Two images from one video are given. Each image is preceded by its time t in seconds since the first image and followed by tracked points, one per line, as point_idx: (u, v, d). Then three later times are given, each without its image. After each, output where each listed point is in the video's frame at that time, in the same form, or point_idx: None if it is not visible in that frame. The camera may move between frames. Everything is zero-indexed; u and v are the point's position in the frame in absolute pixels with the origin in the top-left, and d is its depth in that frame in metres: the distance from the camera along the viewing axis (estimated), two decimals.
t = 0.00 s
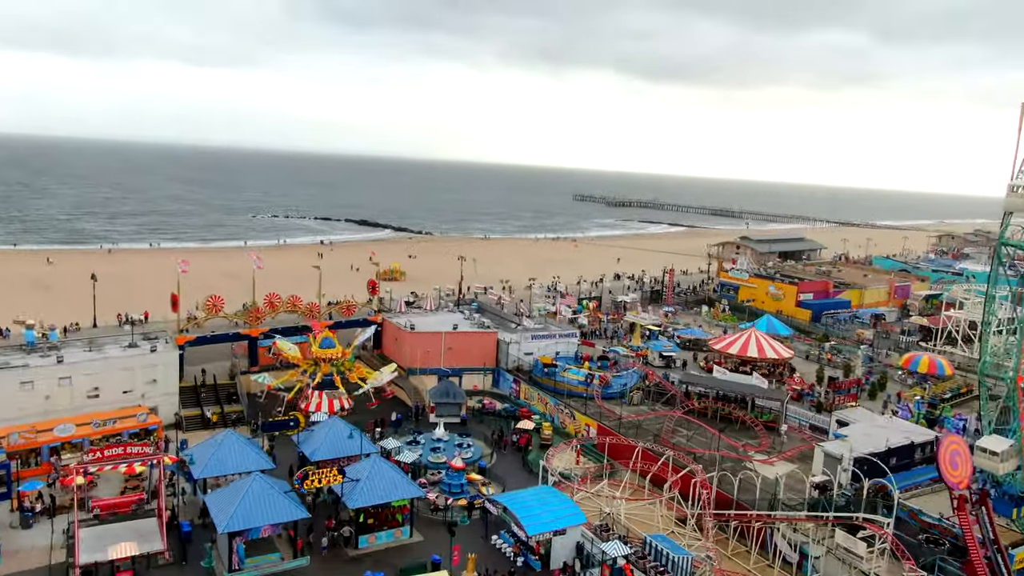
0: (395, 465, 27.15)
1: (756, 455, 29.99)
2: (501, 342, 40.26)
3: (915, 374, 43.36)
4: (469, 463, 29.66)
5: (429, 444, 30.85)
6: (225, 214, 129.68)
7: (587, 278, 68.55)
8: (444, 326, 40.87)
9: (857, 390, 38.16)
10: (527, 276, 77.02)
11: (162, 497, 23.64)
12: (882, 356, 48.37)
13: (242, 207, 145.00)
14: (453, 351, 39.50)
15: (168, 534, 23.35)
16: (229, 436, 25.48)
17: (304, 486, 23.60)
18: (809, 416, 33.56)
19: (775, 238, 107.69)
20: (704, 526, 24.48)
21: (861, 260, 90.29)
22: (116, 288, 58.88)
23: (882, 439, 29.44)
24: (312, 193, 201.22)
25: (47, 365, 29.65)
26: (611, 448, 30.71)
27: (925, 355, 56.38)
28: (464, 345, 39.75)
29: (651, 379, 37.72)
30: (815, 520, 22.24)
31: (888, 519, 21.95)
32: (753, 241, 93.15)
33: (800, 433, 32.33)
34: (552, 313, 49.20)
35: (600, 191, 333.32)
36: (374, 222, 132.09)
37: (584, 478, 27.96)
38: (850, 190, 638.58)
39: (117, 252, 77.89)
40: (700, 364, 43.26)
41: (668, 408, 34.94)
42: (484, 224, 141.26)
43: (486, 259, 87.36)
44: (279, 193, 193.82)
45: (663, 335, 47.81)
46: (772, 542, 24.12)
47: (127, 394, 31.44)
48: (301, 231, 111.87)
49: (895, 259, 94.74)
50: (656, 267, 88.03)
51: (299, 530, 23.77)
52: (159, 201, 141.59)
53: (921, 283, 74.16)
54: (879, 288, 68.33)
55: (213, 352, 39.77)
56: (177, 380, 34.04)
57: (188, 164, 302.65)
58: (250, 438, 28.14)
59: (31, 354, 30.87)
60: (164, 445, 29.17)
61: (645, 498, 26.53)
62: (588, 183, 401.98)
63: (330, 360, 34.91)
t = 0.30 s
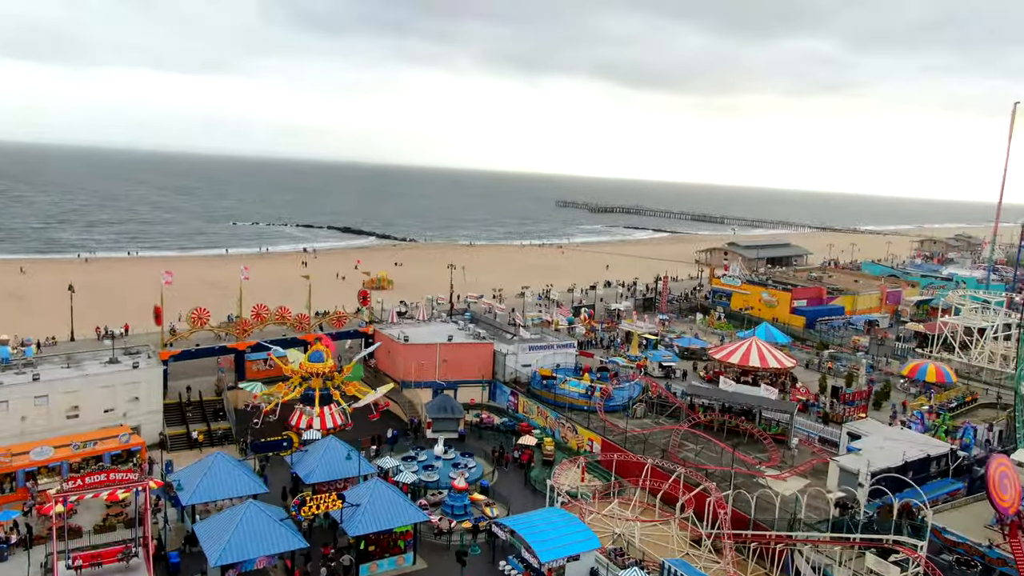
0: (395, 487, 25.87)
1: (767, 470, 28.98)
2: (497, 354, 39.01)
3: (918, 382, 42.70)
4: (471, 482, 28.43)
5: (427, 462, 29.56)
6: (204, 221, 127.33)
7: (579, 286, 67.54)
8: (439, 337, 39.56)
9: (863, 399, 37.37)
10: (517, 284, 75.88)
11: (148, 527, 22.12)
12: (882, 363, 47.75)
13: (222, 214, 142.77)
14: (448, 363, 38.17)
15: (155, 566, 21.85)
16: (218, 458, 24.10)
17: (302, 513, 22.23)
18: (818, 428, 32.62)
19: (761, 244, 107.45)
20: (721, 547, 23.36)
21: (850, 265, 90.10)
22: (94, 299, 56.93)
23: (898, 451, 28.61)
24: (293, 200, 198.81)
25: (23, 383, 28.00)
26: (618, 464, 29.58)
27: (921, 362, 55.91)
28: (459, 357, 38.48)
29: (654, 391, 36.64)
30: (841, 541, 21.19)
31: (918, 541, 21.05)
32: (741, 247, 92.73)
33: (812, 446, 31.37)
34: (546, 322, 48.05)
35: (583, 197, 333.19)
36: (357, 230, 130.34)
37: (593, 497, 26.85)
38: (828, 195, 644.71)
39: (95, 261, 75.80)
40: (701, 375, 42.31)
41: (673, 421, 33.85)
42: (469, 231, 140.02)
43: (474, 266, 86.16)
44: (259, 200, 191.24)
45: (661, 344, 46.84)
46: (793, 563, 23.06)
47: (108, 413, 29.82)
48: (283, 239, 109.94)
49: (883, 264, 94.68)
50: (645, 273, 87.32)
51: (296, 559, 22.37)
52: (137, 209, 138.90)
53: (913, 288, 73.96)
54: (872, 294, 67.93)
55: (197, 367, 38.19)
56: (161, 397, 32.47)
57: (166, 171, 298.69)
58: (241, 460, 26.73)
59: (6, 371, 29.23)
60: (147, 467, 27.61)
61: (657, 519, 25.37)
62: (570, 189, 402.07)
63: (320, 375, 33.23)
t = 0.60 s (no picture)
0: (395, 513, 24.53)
1: (780, 487, 27.93)
2: (494, 367, 37.71)
3: (921, 392, 41.98)
4: (474, 505, 27.14)
5: (427, 484, 28.24)
6: (184, 232, 124.97)
7: (570, 295, 66.43)
8: (433, 351, 38.19)
9: (870, 412, 36.50)
10: (506, 293, 74.66)
11: (132, 562, 20.62)
12: (882, 372, 47.02)
13: (201, 224, 140.39)
14: (443, 378, 36.81)
15: None
16: (208, 486, 22.71)
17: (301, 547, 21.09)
18: (829, 441, 31.65)
19: (748, 250, 107.09)
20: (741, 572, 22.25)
21: (838, 271, 89.83)
22: (71, 313, 54.98)
23: (915, 467, 27.68)
24: (274, 210, 196.37)
25: None
26: (626, 484, 28.38)
27: (918, 370, 55.35)
28: (454, 371, 37.13)
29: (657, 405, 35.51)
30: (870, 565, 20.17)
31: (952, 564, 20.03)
32: (729, 254, 92.23)
33: (824, 461, 30.40)
34: (541, 333, 46.88)
35: (565, 205, 332.97)
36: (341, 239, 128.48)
37: (602, 518, 25.65)
38: (807, 202, 651.06)
39: (72, 273, 73.66)
40: (701, 387, 41.31)
41: (679, 437, 32.71)
42: (454, 240, 138.70)
43: (462, 276, 84.90)
44: (239, 210, 188.66)
45: (658, 355, 45.78)
46: None
47: (87, 436, 28.20)
48: (265, 249, 107.99)
49: (871, 270, 94.50)
50: (634, 281, 86.46)
51: None
52: (114, 220, 136.18)
53: (903, 294, 73.58)
54: (864, 301, 67.44)
55: (179, 385, 36.52)
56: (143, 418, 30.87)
57: (144, 181, 294.60)
58: (231, 486, 25.29)
59: None
60: (130, 494, 26.03)
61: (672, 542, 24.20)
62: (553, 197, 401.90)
63: (310, 393, 31.85)
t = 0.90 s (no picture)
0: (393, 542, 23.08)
1: (792, 506, 26.84)
2: (488, 382, 36.37)
3: (922, 401, 41.28)
4: (474, 529, 25.77)
5: (424, 508, 26.81)
6: (161, 242, 122.33)
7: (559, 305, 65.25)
8: (424, 364, 36.76)
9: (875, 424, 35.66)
10: (493, 303, 73.36)
11: None
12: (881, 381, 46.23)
13: (179, 235, 137.66)
14: (435, 394, 35.40)
15: None
16: (191, 515, 21.16)
17: None
18: (838, 456, 30.66)
19: (734, 257, 106.73)
20: None
21: (824, 278, 89.56)
22: (44, 328, 52.88)
23: (932, 482, 26.74)
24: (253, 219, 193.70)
25: None
26: (633, 504, 27.14)
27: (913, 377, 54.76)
28: (448, 386, 35.72)
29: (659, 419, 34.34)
30: None
31: None
32: (716, 262, 91.62)
33: (835, 477, 29.40)
34: (534, 345, 45.61)
35: (546, 212, 332.31)
36: (322, 249, 126.52)
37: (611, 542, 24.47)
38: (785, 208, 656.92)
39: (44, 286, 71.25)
40: (700, 398, 40.29)
41: (683, 453, 31.51)
42: (437, 248, 137.26)
43: (448, 285, 83.48)
44: (217, 219, 185.84)
45: (655, 366, 44.68)
46: None
47: (61, 461, 26.47)
48: (245, 259, 105.84)
49: (857, 276, 94.33)
50: (621, 289, 85.52)
51: None
52: (89, 230, 133.17)
53: (893, 300, 73.24)
54: (855, 307, 66.88)
55: (158, 404, 34.77)
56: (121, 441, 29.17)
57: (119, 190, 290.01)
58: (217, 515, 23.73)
59: None
60: (107, 524, 24.36)
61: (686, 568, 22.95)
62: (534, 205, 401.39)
63: (301, 411, 30.30)
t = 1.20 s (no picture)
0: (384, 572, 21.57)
1: (798, 524, 25.76)
2: (477, 395, 34.97)
3: (916, 410, 40.62)
4: (468, 555, 24.33)
5: (413, 532, 25.29)
6: (132, 252, 119.39)
7: (544, 314, 64.05)
8: (410, 378, 35.28)
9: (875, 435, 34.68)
10: (475, 312, 72.00)
11: None
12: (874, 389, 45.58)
13: (150, 244, 134.56)
14: (423, 409, 33.91)
15: None
16: (164, 548, 19.55)
17: None
18: (842, 469, 29.69)
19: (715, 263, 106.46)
20: None
21: (807, 284, 89.42)
22: (8, 342, 50.59)
23: (942, 498, 25.78)
24: (227, 228, 190.59)
25: None
26: (635, 525, 25.89)
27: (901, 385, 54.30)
28: (435, 401, 34.23)
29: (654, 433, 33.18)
30: None
31: None
32: (698, 269, 91.12)
33: (840, 492, 28.45)
34: (522, 356, 44.31)
35: (524, 220, 331.83)
36: (298, 258, 124.18)
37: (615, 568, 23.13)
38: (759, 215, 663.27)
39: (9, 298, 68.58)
40: (694, 410, 39.18)
41: (681, 469, 30.34)
42: (415, 256, 135.67)
43: (428, 294, 81.95)
44: (190, 228, 182.50)
45: (645, 377, 43.60)
46: None
47: (23, 488, 24.61)
48: (220, 269, 103.46)
49: (838, 282, 94.37)
50: (604, 297, 84.62)
51: None
52: (57, 240, 129.72)
53: (877, 306, 73.09)
54: (840, 314, 66.49)
55: (129, 425, 32.94)
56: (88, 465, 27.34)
57: (88, 199, 284.78)
58: (193, 546, 22.07)
59: None
60: (73, 557, 22.63)
61: None
62: (510, 212, 400.93)
63: (282, 430, 28.69)
